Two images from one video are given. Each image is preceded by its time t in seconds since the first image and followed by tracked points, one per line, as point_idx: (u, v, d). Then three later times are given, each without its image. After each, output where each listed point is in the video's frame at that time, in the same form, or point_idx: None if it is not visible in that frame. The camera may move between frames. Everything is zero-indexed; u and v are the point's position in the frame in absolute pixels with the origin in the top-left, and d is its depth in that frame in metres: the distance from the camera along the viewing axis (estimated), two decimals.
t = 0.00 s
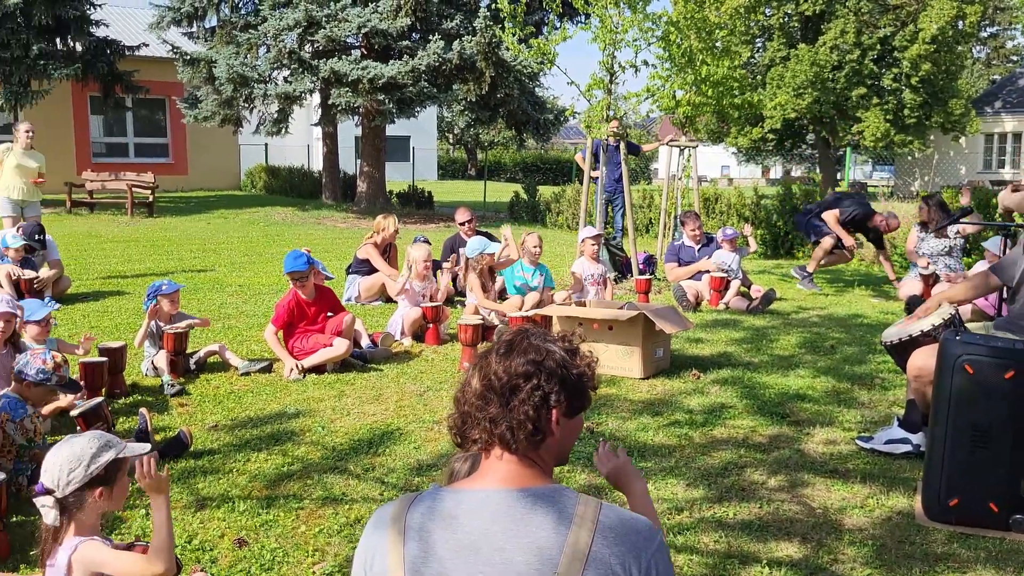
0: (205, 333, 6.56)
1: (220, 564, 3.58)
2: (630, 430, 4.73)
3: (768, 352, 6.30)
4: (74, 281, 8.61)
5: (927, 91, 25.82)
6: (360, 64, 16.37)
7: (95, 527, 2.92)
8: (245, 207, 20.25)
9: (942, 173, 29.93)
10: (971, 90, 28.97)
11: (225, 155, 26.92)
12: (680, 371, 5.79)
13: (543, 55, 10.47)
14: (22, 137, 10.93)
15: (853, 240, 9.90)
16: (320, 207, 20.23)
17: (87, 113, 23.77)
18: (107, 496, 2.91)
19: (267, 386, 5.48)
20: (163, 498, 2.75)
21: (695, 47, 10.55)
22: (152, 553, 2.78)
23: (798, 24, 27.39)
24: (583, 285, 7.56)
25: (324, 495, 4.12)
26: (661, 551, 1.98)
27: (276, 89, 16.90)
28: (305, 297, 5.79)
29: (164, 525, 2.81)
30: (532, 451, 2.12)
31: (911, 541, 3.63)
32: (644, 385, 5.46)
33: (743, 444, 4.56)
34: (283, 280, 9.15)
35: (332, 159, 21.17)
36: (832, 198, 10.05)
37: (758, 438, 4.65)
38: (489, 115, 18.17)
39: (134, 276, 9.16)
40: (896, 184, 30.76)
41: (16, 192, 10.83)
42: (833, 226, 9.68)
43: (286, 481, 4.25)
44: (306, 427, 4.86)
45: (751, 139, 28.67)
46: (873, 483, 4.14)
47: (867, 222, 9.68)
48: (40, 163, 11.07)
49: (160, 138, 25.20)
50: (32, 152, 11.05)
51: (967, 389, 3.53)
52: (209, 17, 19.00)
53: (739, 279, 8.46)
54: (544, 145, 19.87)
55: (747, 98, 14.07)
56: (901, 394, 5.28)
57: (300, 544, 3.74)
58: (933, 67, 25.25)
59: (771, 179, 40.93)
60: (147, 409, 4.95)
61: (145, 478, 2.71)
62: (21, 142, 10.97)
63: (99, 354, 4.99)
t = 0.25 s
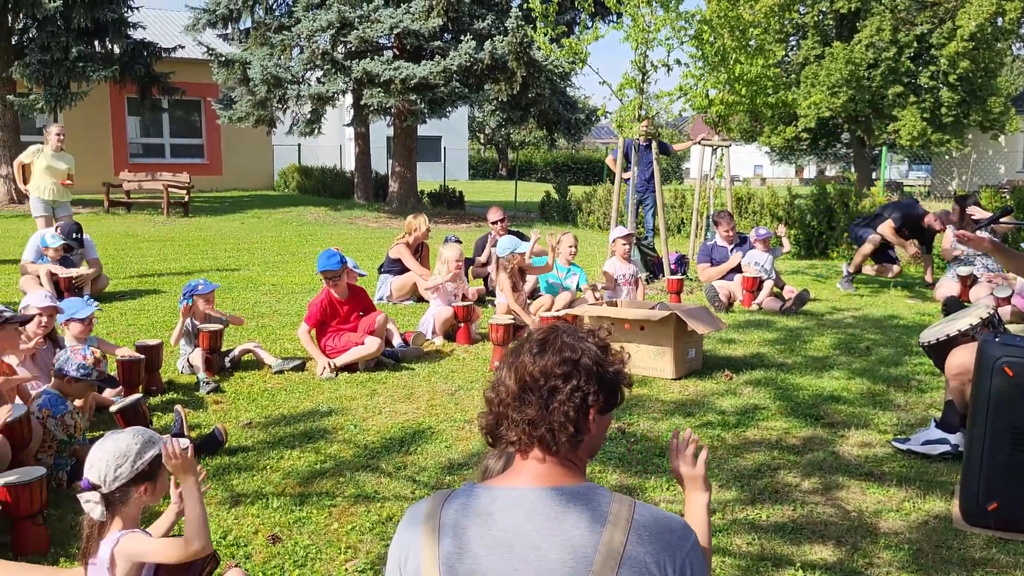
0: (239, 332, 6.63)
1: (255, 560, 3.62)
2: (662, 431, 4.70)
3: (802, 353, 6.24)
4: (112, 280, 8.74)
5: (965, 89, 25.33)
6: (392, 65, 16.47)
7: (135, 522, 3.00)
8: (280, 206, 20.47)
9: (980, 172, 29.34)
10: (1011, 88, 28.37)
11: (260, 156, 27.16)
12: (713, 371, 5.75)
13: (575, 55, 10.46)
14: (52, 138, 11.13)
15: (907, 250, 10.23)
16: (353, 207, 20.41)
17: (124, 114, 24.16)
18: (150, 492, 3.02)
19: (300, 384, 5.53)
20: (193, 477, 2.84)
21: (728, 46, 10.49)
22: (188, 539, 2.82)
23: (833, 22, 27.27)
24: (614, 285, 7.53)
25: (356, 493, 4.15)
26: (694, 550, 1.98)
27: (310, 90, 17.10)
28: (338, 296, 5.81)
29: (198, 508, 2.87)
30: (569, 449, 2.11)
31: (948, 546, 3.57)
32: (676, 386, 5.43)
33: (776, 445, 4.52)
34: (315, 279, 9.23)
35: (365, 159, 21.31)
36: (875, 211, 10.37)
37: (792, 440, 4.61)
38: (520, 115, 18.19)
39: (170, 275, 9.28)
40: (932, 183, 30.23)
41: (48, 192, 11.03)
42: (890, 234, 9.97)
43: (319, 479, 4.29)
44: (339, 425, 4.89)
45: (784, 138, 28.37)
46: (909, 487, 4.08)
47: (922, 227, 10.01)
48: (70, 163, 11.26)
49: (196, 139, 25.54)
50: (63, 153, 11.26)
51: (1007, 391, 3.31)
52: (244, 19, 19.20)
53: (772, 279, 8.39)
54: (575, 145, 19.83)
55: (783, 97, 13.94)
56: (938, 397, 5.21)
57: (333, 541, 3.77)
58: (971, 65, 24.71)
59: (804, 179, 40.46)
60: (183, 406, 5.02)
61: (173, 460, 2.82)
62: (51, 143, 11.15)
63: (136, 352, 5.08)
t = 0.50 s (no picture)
0: (269, 330, 6.69)
1: (284, 556, 3.65)
2: (691, 432, 4.68)
3: (833, 355, 6.17)
4: (145, 279, 8.86)
5: (1001, 88, 24.88)
6: (421, 65, 16.53)
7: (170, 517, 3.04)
8: (311, 205, 20.64)
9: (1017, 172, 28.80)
10: None
11: (291, 155, 27.35)
12: (742, 372, 5.71)
13: (604, 54, 10.43)
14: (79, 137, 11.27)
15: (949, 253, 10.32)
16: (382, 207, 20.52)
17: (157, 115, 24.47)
18: (184, 487, 3.04)
19: (330, 382, 5.57)
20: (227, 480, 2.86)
21: (759, 44, 10.41)
22: (222, 536, 2.87)
23: (866, 20, 26.97)
24: (643, 285, 7.50)
25: (385, 491, 4.17)
26: (725, 554, 1.96)
27: (339, 90, 17.21)
28: (367, 295, 5.89)
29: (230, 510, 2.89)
30: (602, 449, 2.11)
31: (983, 551, 3.52)
32: (705, 387, 5.40)
33: (807, 447, 4.48)
34: (345, 278, 9.28)
35: (393, 159, 21.41)
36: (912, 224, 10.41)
37: (823, 442, 4.56)
38: (549, 115, 18.25)
39: (202, 274, 9.38)
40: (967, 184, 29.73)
41: (77, 190, 11.19)
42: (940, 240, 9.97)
43: (348, 477, 4.31)
44: (368, 423, 4.92)
45: (815, 137, 28.07)
46: (943, 491, 4.02)
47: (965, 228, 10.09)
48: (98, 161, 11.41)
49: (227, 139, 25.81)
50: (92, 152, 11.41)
51: None
52: (275, 20, 19.34)
53: (803, 280, 8.31)
54: (604, 145, 19.78)
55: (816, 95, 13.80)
56: (973, 400, 5.13)
57: (362, 539, 3.79)
58: (1007, 63, 24.20)
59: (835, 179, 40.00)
60: (214, 404, 5.08)
61: (211, 462, 2.83)
62: (79, 142, 11.29)
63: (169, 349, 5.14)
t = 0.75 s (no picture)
0: (293, 328, 6.73)
1: (308, 553, 3.67)
2: (714, 433, 4.66)
3: (858, 356, 6.12)
4: (172, 278, 8.94)
5: None
6: (444, 64, 16.58)
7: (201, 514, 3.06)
8: (336, 205, 20.77)
9: None
10: None
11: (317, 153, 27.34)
12: (767, 373, 5.68)
13: (627, 53, 10.41)
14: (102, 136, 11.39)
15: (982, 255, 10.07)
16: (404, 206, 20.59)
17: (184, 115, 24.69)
18: (214, 483, 3.07)
19: (353, 381, 5.60)
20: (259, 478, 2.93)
21: (784, 43, 10.35)
22: (256, 530, 2.95)
23: (892, 18, 26.69)
24: (666, 284, 7.47)
25: (408, 489, 4.19)
26: (753, 555, 1.94)
27: (363, 90, 17.28)
28: (390, 294, 5.89)
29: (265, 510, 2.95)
30: (630, 448, 2.10)
31: (1011, 555, 3.47)
32: (729, 387, 5.38)
33: (831, 449, 4.45)
34: (368, 277, 9.33)
35: (416, 159, 21.47)
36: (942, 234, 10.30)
37: (848, 443, 4.53)
38: (572, 115, 18.23)
39: (227, 273, 9.46)
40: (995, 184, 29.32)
41: (101, 188, 11.33)
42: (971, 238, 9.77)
43: (372, 475, 4.33)
44: (391, 422, 4.94)
45: (840, 137, 27.81)
46: (970, 494, 3.98)
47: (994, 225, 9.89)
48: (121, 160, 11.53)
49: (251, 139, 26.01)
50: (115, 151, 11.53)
51: None
52: (299, 20, 19.44)
53: (829, 280, 8.23)
54: (627, 144, 19.73)
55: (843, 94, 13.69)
56: (1001, 402, 5.07)
57: (385, 537, 3.81)
58: None
59: (860, 179, 39.62)
60: (239, 402, 5.12)
61: (244, 459, 2.89)
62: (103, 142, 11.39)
63: (195, 347, 5.19)
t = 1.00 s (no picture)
0: (322, 327, 6.79)
1: (337, 551, 3.70)
2: (742, 433, 4.64)
3: (889, 357, 6.06)
4: (204, 277, 9.05)
5: None
6: (471, 64, 16.64)
7: (234, 510, 3.10)
8: (364, 204, 20.89)
9: None
10: None
11: (344, 152, 27.55)
12: (796, 374, 5.64)
13: (656, 52, 10.37)
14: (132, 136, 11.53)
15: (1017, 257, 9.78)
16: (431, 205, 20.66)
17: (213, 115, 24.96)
18: (247, 481, 3.10)
19: (381, 379, 5.63)
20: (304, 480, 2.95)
21: (815, 41, 10.26)
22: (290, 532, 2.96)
23: (925, 15, 26.32)
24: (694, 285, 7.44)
25: (436, 488, 4.21)
26: (782, 558, 1.94)
27: (390, 89, 17.37)
28: (417, 294, 5.92)
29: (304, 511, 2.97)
30: (661, 447, 2.10)
31: None
32: (757, 388, 5.35)
33: (862, 451, 4.41)
34: (396, 276, 9.37)
35: (443, 158, 21.54)
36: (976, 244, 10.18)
37: (879, 445, 4.48)
38: (600, 114, 18.17)
39: (257, 271, 9.55)
40: None
41: (131, 187, 11.47)
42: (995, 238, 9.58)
43: (400, 473, 4.36)
44: (419, 421, 4.96)
45: (871, 135, 27.49)
46: (1004, 498, 3.92)
47: None
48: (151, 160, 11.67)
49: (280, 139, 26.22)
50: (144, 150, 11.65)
51: None
52: (327, 21, 19.56)
53: (859, 280, 8.19)
54: (655, 143, 19.66)
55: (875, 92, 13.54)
56: None
57: (413, 535, 3.83)
58: None
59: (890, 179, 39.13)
60: (269, 400, 5.17)
61: (287, 459, 2.92)
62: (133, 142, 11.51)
63: (225, 346, 5.25)
